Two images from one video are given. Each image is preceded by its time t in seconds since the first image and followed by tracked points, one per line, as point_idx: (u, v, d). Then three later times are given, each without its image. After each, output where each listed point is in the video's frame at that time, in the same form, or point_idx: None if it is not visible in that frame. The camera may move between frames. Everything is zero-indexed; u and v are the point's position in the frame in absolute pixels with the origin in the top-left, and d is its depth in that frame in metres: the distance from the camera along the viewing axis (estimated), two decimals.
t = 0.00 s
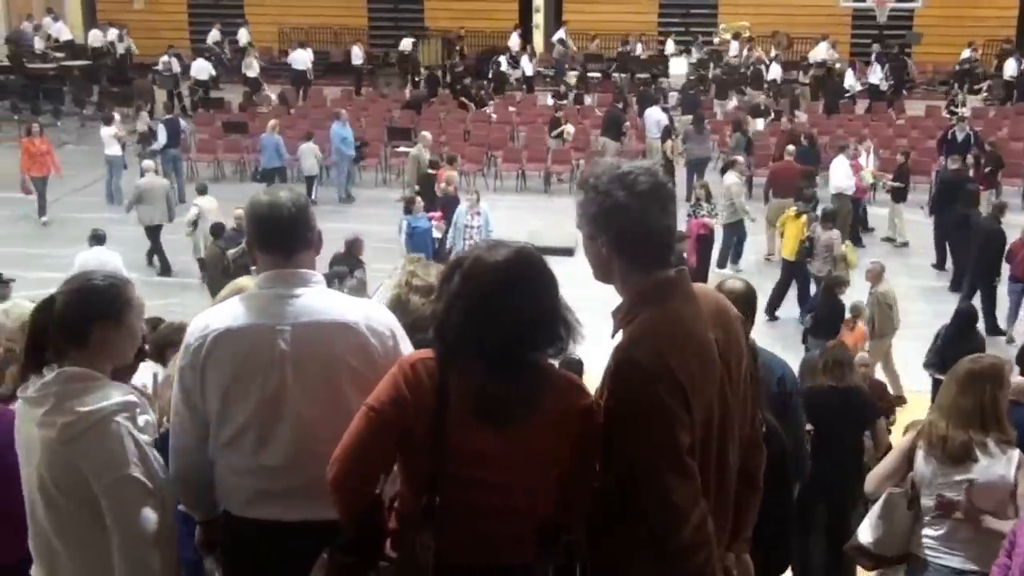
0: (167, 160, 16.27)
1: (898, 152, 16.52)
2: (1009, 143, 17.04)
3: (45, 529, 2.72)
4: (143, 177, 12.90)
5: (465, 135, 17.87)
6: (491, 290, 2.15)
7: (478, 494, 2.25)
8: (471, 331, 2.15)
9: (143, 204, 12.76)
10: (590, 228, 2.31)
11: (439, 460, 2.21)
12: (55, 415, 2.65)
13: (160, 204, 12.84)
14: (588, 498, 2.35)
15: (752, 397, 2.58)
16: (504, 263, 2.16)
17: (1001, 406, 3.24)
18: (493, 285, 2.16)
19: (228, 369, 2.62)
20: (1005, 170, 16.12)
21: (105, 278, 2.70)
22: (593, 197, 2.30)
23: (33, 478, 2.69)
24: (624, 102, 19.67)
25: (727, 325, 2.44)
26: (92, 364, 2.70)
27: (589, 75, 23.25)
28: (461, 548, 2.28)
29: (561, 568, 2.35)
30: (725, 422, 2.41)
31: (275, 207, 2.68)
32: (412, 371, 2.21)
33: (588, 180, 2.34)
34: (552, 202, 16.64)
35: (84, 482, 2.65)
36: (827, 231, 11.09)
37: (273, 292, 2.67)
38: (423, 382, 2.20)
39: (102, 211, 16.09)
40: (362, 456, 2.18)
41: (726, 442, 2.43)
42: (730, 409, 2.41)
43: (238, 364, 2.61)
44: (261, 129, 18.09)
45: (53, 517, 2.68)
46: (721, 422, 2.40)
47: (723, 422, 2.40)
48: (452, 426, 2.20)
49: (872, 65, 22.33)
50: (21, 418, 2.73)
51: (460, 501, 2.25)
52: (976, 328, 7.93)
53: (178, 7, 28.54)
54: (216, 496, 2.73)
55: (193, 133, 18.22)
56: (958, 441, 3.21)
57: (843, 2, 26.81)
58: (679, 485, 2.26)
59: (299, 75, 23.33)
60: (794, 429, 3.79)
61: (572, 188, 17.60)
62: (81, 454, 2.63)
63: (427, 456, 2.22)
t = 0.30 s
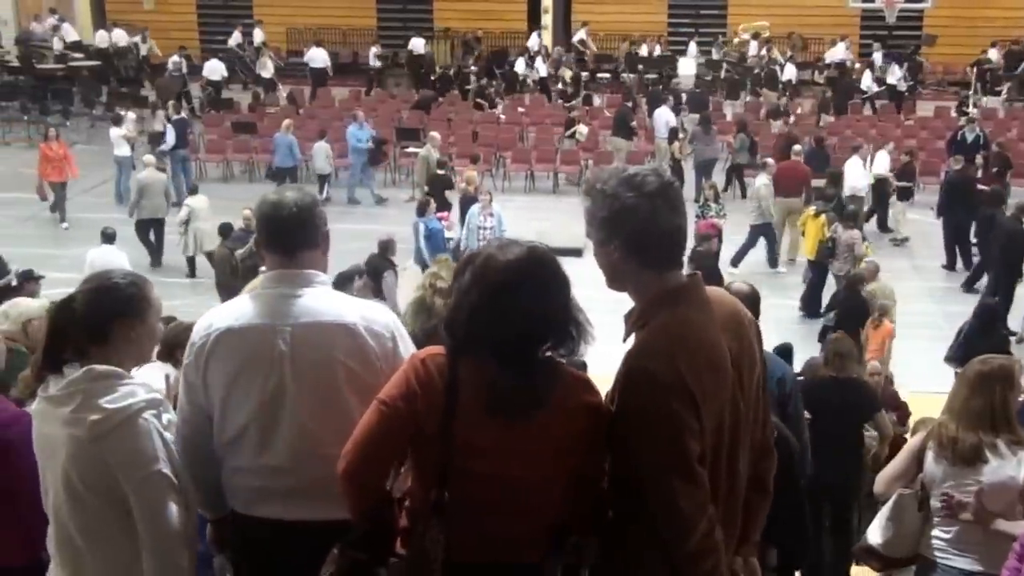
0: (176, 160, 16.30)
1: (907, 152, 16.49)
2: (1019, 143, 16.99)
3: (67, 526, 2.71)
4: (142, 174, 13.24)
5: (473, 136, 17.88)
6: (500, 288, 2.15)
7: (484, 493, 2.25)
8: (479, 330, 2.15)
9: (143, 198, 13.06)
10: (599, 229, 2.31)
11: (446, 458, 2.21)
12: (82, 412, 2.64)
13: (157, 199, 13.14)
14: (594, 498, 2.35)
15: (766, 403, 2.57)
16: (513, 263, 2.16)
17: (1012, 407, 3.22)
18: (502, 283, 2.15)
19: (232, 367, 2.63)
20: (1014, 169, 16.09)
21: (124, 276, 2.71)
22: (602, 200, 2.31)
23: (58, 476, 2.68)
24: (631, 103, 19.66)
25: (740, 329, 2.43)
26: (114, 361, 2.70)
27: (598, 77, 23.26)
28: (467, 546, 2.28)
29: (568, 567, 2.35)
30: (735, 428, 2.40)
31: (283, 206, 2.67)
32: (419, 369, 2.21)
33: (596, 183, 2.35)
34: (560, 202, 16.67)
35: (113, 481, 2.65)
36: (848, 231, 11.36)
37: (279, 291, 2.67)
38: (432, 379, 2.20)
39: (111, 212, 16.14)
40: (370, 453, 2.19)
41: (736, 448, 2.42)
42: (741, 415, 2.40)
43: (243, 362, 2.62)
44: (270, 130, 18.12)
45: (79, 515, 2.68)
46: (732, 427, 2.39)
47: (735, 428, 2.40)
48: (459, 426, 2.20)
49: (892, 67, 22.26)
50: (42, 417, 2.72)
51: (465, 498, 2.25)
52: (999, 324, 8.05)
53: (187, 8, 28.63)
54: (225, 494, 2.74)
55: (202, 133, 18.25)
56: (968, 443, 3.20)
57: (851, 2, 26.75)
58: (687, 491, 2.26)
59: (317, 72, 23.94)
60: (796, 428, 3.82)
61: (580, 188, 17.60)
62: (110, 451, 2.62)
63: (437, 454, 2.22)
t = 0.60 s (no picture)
0: (193, 162, 16.35)
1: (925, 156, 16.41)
2: None
3: (90, 525, 2.73)
4: (147, 174, 13.24)
5: (489, 138, 17.90)
6: (516, 289, 2.16)
7: (494, 494, 2.26)
8: (495, 329, 2.16)
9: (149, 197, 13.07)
10: (619, 229, 2.32)
11: (456, 459, 2.22)
12: (105, 414, 2.65)
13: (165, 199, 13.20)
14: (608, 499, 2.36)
15: (791, 405, 2.56)
16: (531, 264, 2.17)
17: None
18: (518, 284, 2.16)
19: (247, 368, 2.64)
20: None
21: (148, 277, 2.72)
22: (624, 202, 2.31)
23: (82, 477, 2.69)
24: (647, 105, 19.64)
25: (767, 330, 2.43)
26: (138, 362, 2.71)
27: (614, 79, 23.23)
28: (478, 547, 2.29)
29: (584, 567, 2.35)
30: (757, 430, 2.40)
31: (302, 207, 2.69)
32: (434, 369, 2.22)
33: (615, 187, 2.36)
34: (575, 203, 16.68)
35: (136, 480, 2.66)
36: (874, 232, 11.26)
37: (294, 292, 2.68)
38: (444, 379, 2.21)
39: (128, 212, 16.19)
40: (385, 452, 2.20)
41: (757, 450, 2.42)
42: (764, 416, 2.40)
43: (257, 363, 2.63)
44: (286, 131, 18.17)
45: (102, 514, 2.69)
46: (752, 429, 2.39)
47: (756, 429, 2.40)
48: (474, 427, 2.21)
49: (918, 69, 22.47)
50: (64, 419, 2.73)
51: (475, 498, 2.26)
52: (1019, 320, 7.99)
53: (205, 10, 28.78)
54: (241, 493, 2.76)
55: (219, 135, 18.30)
56: (984, 446, 3.18)
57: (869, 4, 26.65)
58: (704, 491, 2.26)
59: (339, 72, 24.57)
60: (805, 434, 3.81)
61: (595, 190, 17.59)
62: (134, 452, 2.63)
63: (451, 454, 2.23)
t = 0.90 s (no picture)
0: (210, 163, 16.42)
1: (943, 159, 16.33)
2: None
3: (111, 522, 2.75)
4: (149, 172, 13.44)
5: (505, 140, 17.92)
6: (530, 290, 2.18)
7: (499, 498, 2.26)
8: (507, 332, 2.18)
9: (151, 197, 13.41)
10: (648, 228, 2.34)
11: (460, 463, 2.23)
12: (127, 412, 2.67)
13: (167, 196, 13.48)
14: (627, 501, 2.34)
15: (825, 406, 2.54)
16: (542, 267, 2.19)
17: None
18: (531, 286, 2.18)
19: (264, 368, 2.67)
20: None
21: (174, 282, 2.77)
22: (647, 205, 2.34)
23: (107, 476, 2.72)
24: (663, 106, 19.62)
25: (799, 330, 2.40)
26: (166, 359, 2.75)
27: (631, 81, 23.21)
28: (489, 548, 2.29)
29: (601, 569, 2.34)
30: (779, 432, 2.39)
31: (323, 209, 2.70)
32: (441, 373, 2.24)
33: (640, 190, 2.39)
34: (591, 205, 16.71)
35: (159, 476, 2.67)
36: (906, 233, 11.19)
37: (312, 292, 2.70)
38: (447, 386, 2.23)
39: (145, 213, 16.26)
40: (392, 457, 2.23)
41: (780, 450, 2.41)
42: (789, 417, 2.39)
43: (275, 363, 2.66)
44: (303, 133, 18.23)
45: (124, 510, 2.72)
46: (775, 430, 2.38)
47: (780, 427, 2.39)
48: (479, 430, 2.23)
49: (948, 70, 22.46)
50: (88, 422, 2.77)
51: (482, 502, 2.27)
52: None
53: (223, 13, 28.92)
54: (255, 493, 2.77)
55: (237, 136, 18.37)
56: (1000, 450, 3.16)
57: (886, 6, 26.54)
58: (718, 490, 2.26)
59: (357, 73, 24.64)
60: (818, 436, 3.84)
61: (610, 193, 17.59)
62: (156, 451, 2.64)
63: (455, 459, 2.24)
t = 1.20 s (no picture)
0: (228, 165, 16.52)
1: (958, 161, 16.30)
2: None
3: (134, 522, 2.80)
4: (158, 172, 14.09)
5: (521, 142, 17.98)
6: (540, 294, 2.18)
7: (506, 505, 2.27)
8: (515, 336, 2.18)
9: (155, 196, 14.07)
10: (669, 231, 2.38)
11: (465, 473, 2.26)
12: (155, 405, 2.72)
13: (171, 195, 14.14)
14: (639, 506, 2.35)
15: (849, 410, 2.49)
16: (551, 270, 2.20)
17: None
18: (541, 289, 2.19)
19: (280, 369, 2.71)
20: None
21: (197, 283, 2.83)
22: (666, 209, 2.38)
23: (133, 473, 2.77)
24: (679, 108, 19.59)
25: (817, 332, 2.40)
26: (185, 354, 2.80)
27: (647, 83, 23.22)
28: (497, 550, 2.30)
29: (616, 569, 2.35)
30: (792, 436, 2.39)
31: (344, 211, 2.75)
32: (447, 381, 2.26)
33: (659, 195, 2.43)
34: (606, 208, 16.73)
35: (183, 469, 2.73)
36: (940, 235, 11.42)
37: (329, 292, 2.72)
38: (450, 397, 2.25)
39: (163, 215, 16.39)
40: (405, 462, 2.27)
41: (794, 453, 2.40)
42: (804, 419, 2.39)
43: (291, 363, 2.70)
44: (320, 135, 18.33)
45: (147, 508, 2.77)
46: (788, 431, 2.38)
47: (793, 428, 2.38)
48: (485, 436, 2.24)
49: (973, 71, 21.74)
50: (110, 417, 2.80)
51: (486, 509, 2.28)
52: None
53: (241, 15, 29.05)
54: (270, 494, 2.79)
55: (254, 138, 18.48)
56: (1017, 454, 3.16)
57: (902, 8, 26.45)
58: (727, 490, 2.27)
59: (375, 74, 24.70)
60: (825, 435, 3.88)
61: (627, 195, 17.61)
62: (181, 446, 2.71)
63: (460, 466, 2.26)
